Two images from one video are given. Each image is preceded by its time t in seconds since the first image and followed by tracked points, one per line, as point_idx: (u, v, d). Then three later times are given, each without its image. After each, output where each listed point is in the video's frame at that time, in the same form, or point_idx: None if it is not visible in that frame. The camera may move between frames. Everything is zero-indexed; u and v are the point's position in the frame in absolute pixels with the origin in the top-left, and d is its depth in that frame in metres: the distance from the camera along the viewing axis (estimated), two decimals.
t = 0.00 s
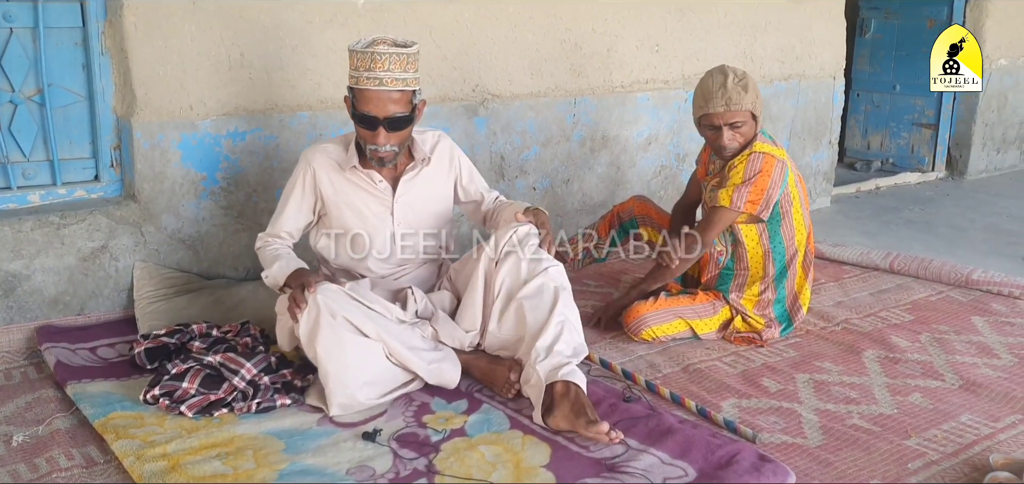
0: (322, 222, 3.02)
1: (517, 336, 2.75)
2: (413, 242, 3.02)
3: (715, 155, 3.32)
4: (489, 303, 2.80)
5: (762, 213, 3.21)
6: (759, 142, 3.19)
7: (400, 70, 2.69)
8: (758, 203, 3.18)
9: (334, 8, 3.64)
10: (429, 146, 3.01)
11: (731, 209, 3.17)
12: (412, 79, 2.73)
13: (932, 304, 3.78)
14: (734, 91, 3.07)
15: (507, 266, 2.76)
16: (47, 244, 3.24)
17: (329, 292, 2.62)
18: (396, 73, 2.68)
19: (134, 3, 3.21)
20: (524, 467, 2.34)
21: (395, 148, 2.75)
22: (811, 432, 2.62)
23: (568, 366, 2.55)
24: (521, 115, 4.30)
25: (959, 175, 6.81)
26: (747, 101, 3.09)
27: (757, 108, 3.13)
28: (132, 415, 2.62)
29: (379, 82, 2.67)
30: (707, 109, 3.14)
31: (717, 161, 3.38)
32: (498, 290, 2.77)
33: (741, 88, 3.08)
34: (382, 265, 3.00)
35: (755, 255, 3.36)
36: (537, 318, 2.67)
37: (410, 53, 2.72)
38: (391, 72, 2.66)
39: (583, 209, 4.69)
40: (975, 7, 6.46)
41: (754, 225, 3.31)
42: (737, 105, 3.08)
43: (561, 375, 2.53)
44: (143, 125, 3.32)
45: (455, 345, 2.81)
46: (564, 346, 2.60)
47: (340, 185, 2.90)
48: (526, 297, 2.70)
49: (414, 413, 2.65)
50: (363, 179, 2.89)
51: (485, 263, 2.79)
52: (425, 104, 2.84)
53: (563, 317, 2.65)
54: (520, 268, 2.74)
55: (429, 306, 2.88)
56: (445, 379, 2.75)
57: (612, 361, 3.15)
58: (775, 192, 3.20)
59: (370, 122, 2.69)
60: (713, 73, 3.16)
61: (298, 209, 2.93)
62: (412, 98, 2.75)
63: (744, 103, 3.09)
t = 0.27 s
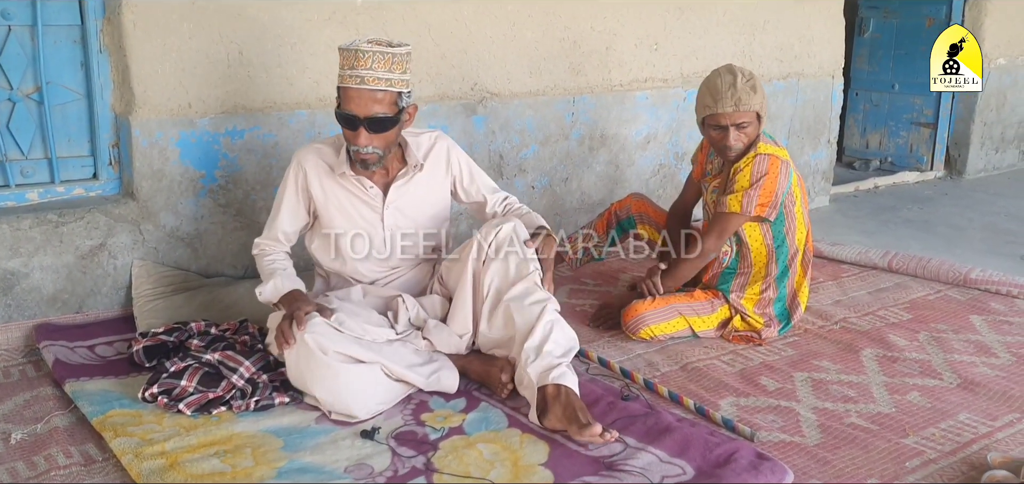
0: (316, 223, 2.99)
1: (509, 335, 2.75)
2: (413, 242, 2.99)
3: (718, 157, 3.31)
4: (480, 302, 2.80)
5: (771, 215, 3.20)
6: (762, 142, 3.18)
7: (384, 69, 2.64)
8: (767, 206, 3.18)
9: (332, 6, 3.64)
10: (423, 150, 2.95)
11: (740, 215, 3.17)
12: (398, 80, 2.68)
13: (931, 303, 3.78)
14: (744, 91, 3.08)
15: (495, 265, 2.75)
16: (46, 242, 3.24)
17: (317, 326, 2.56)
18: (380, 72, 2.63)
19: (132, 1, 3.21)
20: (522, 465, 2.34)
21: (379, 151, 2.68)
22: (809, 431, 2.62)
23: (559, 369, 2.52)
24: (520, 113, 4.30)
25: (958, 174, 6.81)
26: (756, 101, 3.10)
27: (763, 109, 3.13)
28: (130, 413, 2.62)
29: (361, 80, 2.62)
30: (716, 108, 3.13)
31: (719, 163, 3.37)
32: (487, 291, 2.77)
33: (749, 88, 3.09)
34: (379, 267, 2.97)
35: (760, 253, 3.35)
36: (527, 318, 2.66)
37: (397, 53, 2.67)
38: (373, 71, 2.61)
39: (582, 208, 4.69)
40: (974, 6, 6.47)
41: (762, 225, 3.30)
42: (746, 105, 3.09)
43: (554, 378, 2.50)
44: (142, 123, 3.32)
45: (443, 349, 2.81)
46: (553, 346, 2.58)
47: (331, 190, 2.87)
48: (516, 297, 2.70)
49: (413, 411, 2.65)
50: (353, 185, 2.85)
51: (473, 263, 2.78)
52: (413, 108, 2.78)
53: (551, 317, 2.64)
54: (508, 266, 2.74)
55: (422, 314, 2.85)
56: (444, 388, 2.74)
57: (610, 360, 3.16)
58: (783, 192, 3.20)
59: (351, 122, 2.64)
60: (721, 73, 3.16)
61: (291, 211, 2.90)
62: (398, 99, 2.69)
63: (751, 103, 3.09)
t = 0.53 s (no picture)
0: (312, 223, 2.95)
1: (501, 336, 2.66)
2: (413, 242, 2.94)
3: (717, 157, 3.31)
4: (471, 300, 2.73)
5: (771, 217, 3.22)
6: (761, 143, 3.18)
7: (377, 68, 2.63)
8: (768, 207, 3.20)
9: (332, 5, 3.64)
10: (418, 155, 2.89)
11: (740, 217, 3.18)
12: (390, 79, 2.66)
13: (929, 302, 3.78)
14: (745, 90, 3.08)
15: (484, 266, 2.66)
16: (45, 241, 3.24)
17: (307, 349, 2.52)
18: (372, 71, 2.62)
19: None
20: (520, 464, 2.34)
21: (371, 151, 2.66)
22: (808, 430, 2.63)
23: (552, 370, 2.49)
24: (519, 112, 4.30)
25: (956, 173, 6.82)
26: (756, 102, 3.10)
27: (763, 110, 3.14)
28: (129, 412, 2.62)
29: (352, 78, 2.60)
30: (715, 106, 3.13)
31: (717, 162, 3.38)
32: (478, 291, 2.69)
33: (750, 88, 3.09)
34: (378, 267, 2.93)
35: (759, 253, 3.36)
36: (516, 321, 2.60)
37: (390, 52, 2.66)
38: (364, 69, 2.60)
39: (581, 206, 4.69)
40: (973, 6, 6.47)
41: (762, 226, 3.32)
42: (745, 105, 3.09)
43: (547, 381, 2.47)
44: (141, 122, 3.32)
45: (434, 351, 2.77)
46: (545, 346, 2.55)
47: (323, 193, 2.84)
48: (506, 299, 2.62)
49: (411, 410, 2.65)
50: (346, 189, 2.81)
51: (463, 264, 2.70)
52: (406, 109, 2.76)
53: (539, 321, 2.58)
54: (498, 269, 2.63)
55: (416, 321, 2.81)
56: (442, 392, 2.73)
57: (609, 358, 3.16)
58: (783, 191, 3.21)
59: (342, 122, 2.62)
60: (722, 72, 3.15)
61: (286, 212, 2.87)
62: (390, 100, 2.68)
63: (751, 104, 3.10)
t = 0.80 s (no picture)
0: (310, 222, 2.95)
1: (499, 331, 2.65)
2: (413, 242, 2.93)
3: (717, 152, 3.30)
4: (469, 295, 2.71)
5: (778, 218, 3.23)
6: (764, 144, 3.17)
7: (373, 63, 2.60)
8: (774, 210, 3.20)
9: (332, 3, 3.64)
10: (416, 155, 2.86)
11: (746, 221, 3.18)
12: (387, 74, 2.64)
13: (929, 301, 3.78)
14: (749, 90, 3.08)
15: (476, 264, 2.63)
16: (44, 239, 3.24)
17: (299, 373, 2.54)
18: (368, 66, 2.59)
19: None
20: (520, 463, 2.34)
21: (366, 148, 2.65)
22: (808, 428, 2.63)
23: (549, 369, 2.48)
24: (519, 111, 4.29)
25: (956, 172, 6.82)
26: (758, 102, 3.09)
27: (766, 111, 3.14)
28: (129, 411, 2.62)
29: (348, 73, 2.58)
30: (718, 103, 3.12)
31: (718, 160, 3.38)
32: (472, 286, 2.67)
33: (755, 87, 3.09)
34: (377, 267, 2.92)
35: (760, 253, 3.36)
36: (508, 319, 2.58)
37: (387, 47, 2.63)
38: (360, 63, 2.57)
39: (580, 205, 4.69)
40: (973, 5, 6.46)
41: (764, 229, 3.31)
42: (748, 105, 3.08)
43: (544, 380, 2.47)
44: (140, 121, 3.32)
45: (431, 353, 2.77)
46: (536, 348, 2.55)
47: (321, 191, 2.83)
48: (498, 297, 2.58)
49: (411, 409, 2.65)
50: (343, 187, 2.80)
51: (457, 264, 2.68)
52: (405, 105, 2.74)
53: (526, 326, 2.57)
54: (489, 269, 2.60)
55: (412, 327, 2.79)
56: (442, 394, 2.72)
57: (609, 357, 3.16)
58: (787, 192, 3.21)
59: (338, 117, 2.60)
60: (727, 70, 3.15)
61: (285, 209, 2.86)
62: (387, 95, 2.65)
63: (755, 105, 3.09)
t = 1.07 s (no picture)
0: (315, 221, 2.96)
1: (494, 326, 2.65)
2: (414, 241, 2.92)
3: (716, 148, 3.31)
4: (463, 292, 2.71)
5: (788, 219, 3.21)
6: (769, 143, 3.16)
7: (381, 62, 2.62)
8: (785, 210, 3.18)
9: (332, 3, 3.64)
10: (420, 159, 2.86)
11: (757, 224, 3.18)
12: (394, 74, 2.65)
13: (929, 300, 3.78)
14: (756, 88, 3.06)
15: (470, 260, 2.63)
16: (44, 239, 3.24)
17: (298, 372, 2.53)
18: (375, 65, 2.61)
19: None
20: (520, 462, 2.34)
21: (371, 146, 2.65)
22: (808, 428, 2.63)
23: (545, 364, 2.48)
24: (519, 110, 4.29)
25: (956, 171, 6.82)
26: (764, 100, 3.07)
27: (771, 110, 3.11)
28: (129, 410, 2.62)
29: (356, 71, 2.60)
30: (722, 100, 3.11)
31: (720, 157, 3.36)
32: (466, 279, 2.66)
33: (761, 85, 3.07)
34: (377, 267, 2.92)
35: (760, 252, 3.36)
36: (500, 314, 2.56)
37: (396, 47, 2.65)
38: (368, 62, 2.59)
39: (580, 204, 4.69)
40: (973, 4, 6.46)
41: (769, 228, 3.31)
42: (753, 104, 3.06)
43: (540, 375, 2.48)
44: (140, 120, 3.31)
45: (431, 352, 2.77)
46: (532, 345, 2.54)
47: (325, 189, 2.84)
48: (491, 293, 2.57)
49: (411, 408, 2.65)
50: (346, 186, 2.81)
51: (452, 261, 2.67)
52: (411, 107, 2.76)
53: (518, 325, 2.53)
54: (483, 266, 2.59)
55: (410, 326, 2.78)
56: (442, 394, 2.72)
57: (608, 357, 3.16)
58: (793, 193, 3.20)
59: (344, 114, 2.61)
60: (735, 66, 3.13)
61: (290, 207, 2.88)
62: (393, 95, 2.67)
63: (760, 103, 3.07)
